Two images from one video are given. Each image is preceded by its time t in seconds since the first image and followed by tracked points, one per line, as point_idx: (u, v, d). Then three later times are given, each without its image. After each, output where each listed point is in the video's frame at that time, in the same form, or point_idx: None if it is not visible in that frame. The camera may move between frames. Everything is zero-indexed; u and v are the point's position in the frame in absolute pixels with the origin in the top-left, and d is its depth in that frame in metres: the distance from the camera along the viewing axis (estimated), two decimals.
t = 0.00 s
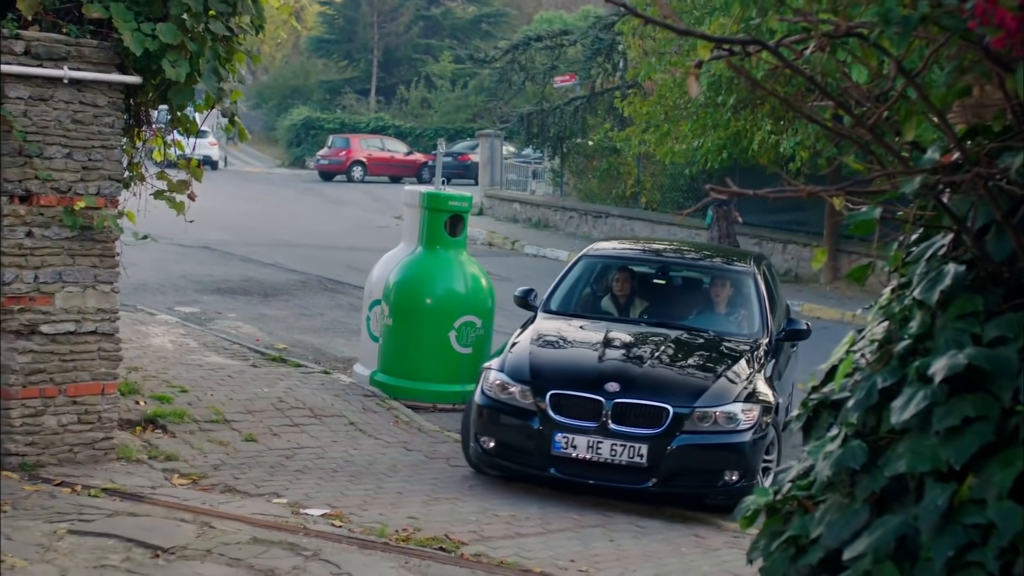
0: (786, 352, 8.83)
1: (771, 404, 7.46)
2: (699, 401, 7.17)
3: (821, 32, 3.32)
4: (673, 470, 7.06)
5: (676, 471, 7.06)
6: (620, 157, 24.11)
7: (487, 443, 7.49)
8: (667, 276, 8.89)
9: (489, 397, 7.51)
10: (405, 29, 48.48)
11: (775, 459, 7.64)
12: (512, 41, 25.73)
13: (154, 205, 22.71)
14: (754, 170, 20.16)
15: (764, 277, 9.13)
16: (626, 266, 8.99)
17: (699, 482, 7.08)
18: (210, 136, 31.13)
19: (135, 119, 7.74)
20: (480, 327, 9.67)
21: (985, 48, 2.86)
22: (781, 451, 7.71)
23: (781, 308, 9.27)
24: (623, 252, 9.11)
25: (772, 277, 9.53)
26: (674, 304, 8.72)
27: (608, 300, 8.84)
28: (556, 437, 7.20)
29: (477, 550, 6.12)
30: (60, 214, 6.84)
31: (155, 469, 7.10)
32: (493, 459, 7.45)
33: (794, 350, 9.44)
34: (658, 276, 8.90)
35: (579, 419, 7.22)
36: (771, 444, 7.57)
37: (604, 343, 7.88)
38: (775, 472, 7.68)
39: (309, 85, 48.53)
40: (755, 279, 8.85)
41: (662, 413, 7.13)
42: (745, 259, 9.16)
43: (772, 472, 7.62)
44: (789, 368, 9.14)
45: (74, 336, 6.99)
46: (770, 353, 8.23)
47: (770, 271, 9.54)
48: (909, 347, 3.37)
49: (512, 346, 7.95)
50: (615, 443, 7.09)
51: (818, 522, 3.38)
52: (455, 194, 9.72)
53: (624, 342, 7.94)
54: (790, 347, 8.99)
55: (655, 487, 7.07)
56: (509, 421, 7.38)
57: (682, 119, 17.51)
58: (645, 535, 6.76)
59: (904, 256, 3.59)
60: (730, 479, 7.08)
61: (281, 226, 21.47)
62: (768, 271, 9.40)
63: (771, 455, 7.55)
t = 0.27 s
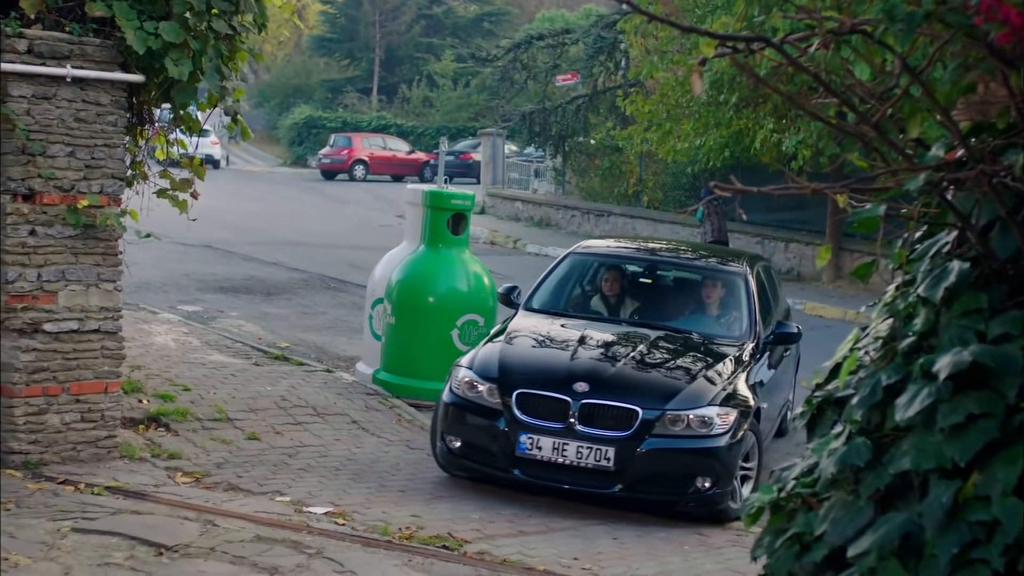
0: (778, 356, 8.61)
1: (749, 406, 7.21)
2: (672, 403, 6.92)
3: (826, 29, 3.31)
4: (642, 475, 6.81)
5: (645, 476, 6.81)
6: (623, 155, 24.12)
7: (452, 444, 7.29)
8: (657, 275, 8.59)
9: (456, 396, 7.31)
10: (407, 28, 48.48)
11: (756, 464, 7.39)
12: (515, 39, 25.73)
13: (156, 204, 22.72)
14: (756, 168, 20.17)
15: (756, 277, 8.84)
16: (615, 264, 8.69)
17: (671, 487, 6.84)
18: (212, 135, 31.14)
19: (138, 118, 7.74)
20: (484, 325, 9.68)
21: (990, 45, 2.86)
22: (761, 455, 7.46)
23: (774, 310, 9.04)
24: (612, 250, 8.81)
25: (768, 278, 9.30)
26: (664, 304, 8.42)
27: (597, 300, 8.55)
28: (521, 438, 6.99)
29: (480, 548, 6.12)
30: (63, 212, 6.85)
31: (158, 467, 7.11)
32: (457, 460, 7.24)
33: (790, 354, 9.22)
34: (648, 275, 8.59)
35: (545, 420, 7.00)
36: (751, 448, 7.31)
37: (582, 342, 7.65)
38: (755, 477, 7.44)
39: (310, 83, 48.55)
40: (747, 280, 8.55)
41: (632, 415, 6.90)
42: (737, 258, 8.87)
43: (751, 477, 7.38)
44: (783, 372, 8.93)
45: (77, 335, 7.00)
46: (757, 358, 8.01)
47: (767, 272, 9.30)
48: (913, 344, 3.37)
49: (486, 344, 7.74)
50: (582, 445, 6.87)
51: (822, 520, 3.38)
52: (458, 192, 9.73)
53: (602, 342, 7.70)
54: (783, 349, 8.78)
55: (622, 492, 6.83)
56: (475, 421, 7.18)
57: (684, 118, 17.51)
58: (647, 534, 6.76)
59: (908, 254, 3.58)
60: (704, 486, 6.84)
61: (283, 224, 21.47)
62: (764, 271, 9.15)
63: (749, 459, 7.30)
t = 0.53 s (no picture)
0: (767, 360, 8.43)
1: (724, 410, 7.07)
2: (643, 406, 6.79)
3: (830, 27, 3.31)
4: (612, 481, 6.69)
5: (614, 481, 6.69)
6: (625, 154, 24.12)
7: (420, 448, 7.18)
8: (644, 275, 8.48)
9: (425, 399, 7.21)
10: (409, 27, 48.48)
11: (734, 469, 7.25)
12: (517, 38, 25.72)
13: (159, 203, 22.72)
14: (759, 167, 20.16)
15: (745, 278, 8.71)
16: (601, 265, 8.59)
17: (643, 493, 6.71)
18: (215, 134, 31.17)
19: (141, 117, 7.73)
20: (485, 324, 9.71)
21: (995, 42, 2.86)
22: (740, 460, 7.31)
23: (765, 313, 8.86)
24: (598, 251, 8.71)
25: (760, 281, 9.13)
26: (651, 304, 8.31)
27: (584, 301, 8.46)
28: (487, 442, 6.88)
29: (483, 547, 6.12)
30: (67, 211, 6.87)
31: (162, 466, 7.11)
32: (425, 465, 7.13)
33: (784, 358, 9.03)
34: (635, 276, 8.49)
35: (512, 424, 6.89)
36: (728, 453, 7.17)
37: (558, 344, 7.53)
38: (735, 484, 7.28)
39: (313, 82, 48.54)
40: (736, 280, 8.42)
41: (601, 419, 6.77)
42: (725, 258, 8.74)
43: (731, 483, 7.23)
44: (776, 376, 8.74)
45: (81, 333, 7.00)
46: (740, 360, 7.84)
47: (759, 274, 9.13)
48: (918, 342, 3.36)
49: (461, 345, 7.63)
50: (549, 450, 6.76)
51: (827, 517, 3.37)
52: (461, 191, 9.70)
53: (578, 343, 7.57)
54: (774, 352, 8.59)
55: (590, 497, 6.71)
56: (442, 425, 7.08)
57: (687, 117, 17.50)
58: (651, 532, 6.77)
59: (913, 252, 3.58)
60: (676, 492, 6.72)
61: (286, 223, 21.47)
62: (755, 273, 8.99)
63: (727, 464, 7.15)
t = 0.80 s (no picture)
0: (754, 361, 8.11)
1: (695, 409, 6.78)
2: (605, 403, 6.52)
3: (836, 23, 3.30)
4: (572, 481, 6.44)
5: (574, 481, 6.44)
6: (629, 154, 24.11)
7: (378, 448, 6.96)
8: (625, 275, 8.14)
9: (383, 398, 7.00)
10: (413, 26, 48.46)
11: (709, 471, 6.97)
12: (521, 38, 25.70)
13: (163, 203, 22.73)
14: (763, 166, 20.13)
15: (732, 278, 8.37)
16: (581, 266, 8.28)
17: (605, 494, 6.45)
18: (219, 134, 31.17)
19: (146, 115, 7.73)
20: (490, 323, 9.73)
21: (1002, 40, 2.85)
22: (715, 461, 7.02)
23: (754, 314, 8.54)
24: (577, 251, 8.39)
25: (751, 282, 8.82)
26: (632, 304, 7.98)
27: (567, 304, 8.12)
28: (444, 441, 6.66)
29: (488, 545, 6.13)
30: (72, 210, 6.88)
31: (166, 465, 7.11)
32: (383, 466, 6.91)
33: (777, 360, 8.70)
34: (616, 276, 8.15)
35: (469, 422, 6.66)
36: (701, 454, 6.89)
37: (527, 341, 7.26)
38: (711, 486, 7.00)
39: (317, 82, 48.52)
40: (721, 279, 8.08)
41: (561, 417, 6.51)
42: (709, 257, 8.41)
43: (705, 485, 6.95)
44: (767, 379, 8.42)
45: (86, 332, 7.00)
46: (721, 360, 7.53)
47: (750, 275, 8.82)
48: (923, 340, 3.35)
49: (428, 343, 7.39)
50: (506, 449, 6.52)
51: (832, 515, 3.37)
52: (466, 190, 9.74)
53: (549, 340, 7.31)
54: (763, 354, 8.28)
55: (550, 498, 6.46)
56: (399, 424, 6.86)
57: (691, 116, 17.49)
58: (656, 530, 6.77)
59: (919, 249, 3.57)
60: (641, 493, 6.44)
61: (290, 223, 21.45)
62: (745, 272, 8.66)
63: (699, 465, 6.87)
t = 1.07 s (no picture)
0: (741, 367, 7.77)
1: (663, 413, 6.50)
2: (564, 407, 6.26)
3: (842, 22, 3.29)
4: (527, 487, 6.19)
5: (529, 488, 6.19)
6: (634, 153, 24.09)
7: (334, 451, 6.73)
8: (605, 276, 7.84)
9: (340, 398, 6.79)
10: (418, 26, 48.45)
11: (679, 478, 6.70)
12: (526, 37, 25.68)
13: (168, 203, 22.73)
14: (769, 165, 20.12)
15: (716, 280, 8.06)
16: (560, 266, 7.99)
17: (562, 502, 6.19)
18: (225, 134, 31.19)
19: (151, 115, 7.73)
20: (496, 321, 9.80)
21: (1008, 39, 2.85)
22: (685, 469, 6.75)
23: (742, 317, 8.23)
24: (555, 252, 8.10)
25: (742, 285, 8.49)
26: (611, 306, 7.68)
27: (548, 304, 7.83)
28: (396, 444, 6.44)
29: (494, 545, 6.19)
30: (77, 209, 6.90)
31: (171, 464, 7.12)
32: (337, 469, 6.70)
33: (769, 367, 8.36)
34: (596, 276, 7.85)
35: (423, 424, 6.43)
36: (670, 459, 6.61)
37: (494, 341, 7.00)
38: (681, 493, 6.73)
39: (322, 82, 48.49)
40: (703, 281, 7.78)
41: (516, 420, 6.27)
42: (693, 259, 8.11)
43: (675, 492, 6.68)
44: (757, 386, 8.08)
45: (91, 331, 7.02)
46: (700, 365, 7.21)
47: (741, 278, 8.50)
48: (930, 338, 3.35)
49: (393, 343, 7.15)
50: (459, 452, 6.28)
51: (838, 513, 3.36)
52: (471, 188, 9.72)
53: (518, 342, 7.05)
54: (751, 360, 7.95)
55: (504, 505, 6.21)
56: (353, 426, 6.65)
57: (696, 115, 17.48)
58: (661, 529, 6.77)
59: (925, 247, 3.56)
60: (599, 501, 6.19)
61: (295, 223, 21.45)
62: (733, 276, 8.34)
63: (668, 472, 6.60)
